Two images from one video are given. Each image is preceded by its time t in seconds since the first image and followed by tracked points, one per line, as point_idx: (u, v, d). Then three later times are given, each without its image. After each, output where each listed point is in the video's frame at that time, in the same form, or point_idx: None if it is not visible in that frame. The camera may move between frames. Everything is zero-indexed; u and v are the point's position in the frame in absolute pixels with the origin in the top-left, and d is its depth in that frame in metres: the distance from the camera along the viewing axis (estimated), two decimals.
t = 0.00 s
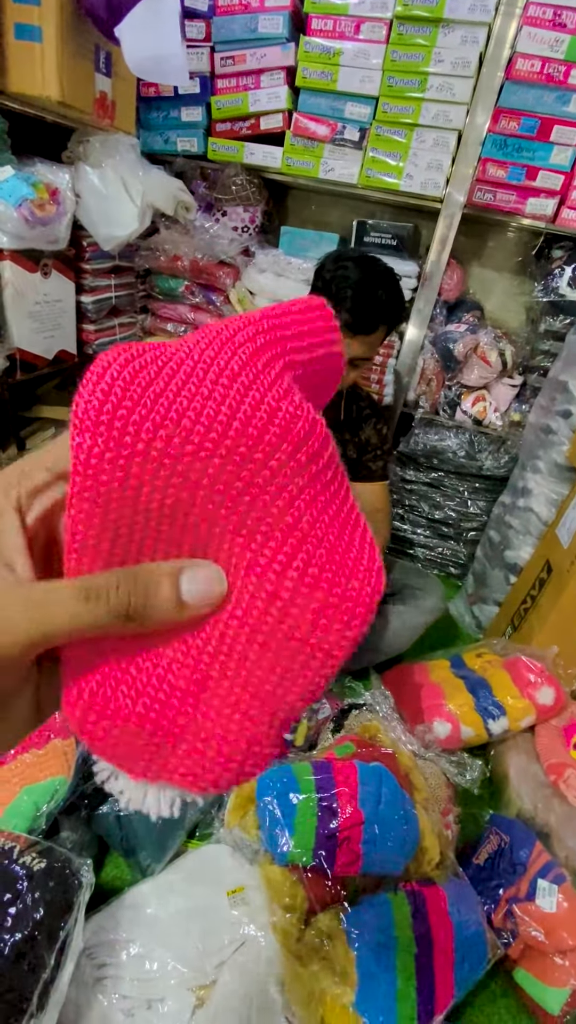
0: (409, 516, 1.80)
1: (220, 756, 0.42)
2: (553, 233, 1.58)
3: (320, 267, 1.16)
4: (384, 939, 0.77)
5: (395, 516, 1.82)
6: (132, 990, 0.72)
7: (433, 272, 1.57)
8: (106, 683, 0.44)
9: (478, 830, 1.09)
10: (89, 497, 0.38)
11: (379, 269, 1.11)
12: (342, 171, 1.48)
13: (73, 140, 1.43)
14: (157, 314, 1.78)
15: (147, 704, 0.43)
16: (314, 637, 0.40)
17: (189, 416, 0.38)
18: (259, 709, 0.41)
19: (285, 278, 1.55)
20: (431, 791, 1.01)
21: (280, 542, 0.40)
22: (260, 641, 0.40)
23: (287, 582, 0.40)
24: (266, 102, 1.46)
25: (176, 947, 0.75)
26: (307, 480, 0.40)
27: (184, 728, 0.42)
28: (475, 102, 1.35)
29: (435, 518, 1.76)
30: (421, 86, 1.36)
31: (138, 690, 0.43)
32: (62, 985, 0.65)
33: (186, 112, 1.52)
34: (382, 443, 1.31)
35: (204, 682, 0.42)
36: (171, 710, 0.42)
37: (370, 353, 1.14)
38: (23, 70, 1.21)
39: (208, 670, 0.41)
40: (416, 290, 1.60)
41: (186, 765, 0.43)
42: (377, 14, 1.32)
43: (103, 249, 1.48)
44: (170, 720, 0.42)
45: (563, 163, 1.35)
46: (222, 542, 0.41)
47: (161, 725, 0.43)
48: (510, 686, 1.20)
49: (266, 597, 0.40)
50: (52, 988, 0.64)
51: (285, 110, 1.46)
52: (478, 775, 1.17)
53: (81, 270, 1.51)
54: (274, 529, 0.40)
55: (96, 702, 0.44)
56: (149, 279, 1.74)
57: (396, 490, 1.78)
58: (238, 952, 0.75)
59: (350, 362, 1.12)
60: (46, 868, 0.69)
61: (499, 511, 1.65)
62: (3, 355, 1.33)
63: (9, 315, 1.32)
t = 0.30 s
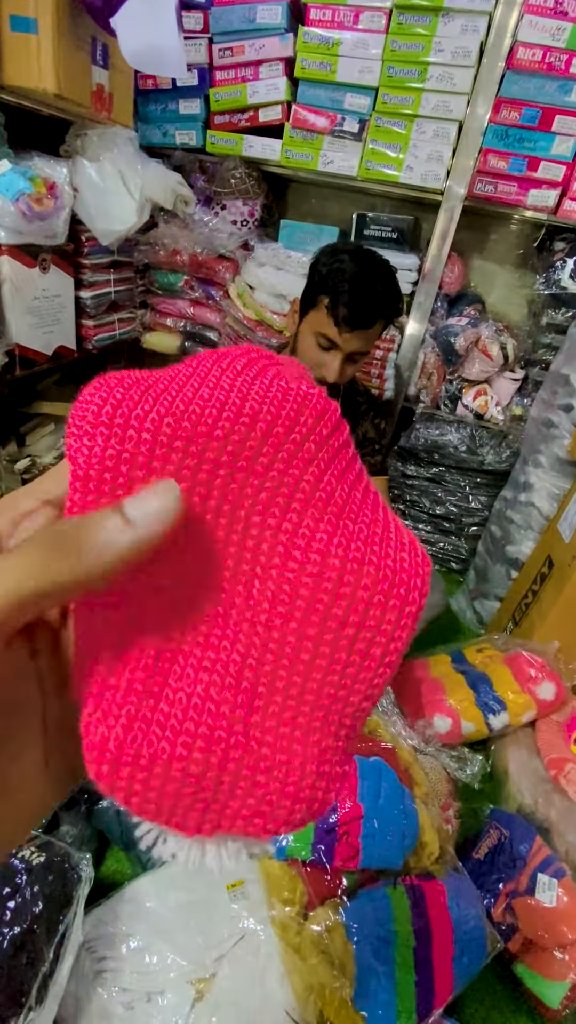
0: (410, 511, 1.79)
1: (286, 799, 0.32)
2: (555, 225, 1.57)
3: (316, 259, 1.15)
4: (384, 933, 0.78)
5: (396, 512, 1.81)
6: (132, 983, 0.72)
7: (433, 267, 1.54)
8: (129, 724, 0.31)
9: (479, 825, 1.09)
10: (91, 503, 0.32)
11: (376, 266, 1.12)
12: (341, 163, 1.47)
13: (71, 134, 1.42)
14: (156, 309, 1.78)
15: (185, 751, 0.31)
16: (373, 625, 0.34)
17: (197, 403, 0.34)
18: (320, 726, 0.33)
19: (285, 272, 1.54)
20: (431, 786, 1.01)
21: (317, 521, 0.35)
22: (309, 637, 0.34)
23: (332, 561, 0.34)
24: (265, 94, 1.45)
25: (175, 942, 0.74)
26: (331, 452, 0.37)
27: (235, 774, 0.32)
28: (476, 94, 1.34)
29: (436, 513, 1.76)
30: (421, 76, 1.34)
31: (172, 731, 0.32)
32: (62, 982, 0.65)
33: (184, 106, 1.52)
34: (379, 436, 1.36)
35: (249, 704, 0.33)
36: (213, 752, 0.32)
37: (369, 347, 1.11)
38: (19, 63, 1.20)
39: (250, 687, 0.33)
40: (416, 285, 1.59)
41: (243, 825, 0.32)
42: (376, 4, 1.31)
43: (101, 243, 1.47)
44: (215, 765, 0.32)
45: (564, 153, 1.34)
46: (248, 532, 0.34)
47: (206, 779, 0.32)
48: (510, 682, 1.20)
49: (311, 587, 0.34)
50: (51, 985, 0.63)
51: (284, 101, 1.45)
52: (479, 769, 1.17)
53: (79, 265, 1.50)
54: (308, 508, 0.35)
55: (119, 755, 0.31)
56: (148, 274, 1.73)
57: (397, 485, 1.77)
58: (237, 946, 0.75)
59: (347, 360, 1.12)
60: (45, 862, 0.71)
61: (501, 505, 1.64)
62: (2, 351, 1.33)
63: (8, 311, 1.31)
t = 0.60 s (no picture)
0: (413, 508, 1.78)
1: (283, 807, 0.31)
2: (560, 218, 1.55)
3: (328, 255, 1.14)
4: (389, 932, 0.77)
5: (399, 509, 1.80)
6: (136, 983, 0.68)
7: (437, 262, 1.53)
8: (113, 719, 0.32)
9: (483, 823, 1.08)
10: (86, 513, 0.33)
11: (391, 261, 1.10)
12: (344, 156, 1.45)
13: (71, 126, 1.40)
14: (157, 305, 1.77)
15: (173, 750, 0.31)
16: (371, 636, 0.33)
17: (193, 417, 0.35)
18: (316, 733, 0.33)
19: (287, 267, 1.52)
20: (435, 784, 1.01)
21: (318, 532, 0.34)
22: (308, 649, 0.33)
23: (334, 572, 0.33)
24: (266, 85, 1.43)
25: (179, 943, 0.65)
26: (329, 467, 0.37)
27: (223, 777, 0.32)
28: (480, 84, 1.32)
29: (439, 509, 1.75)
30: (425, 67, 1.32)
31: (164, 729, 0.32)
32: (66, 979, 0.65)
33: (184, 98, 1.50)
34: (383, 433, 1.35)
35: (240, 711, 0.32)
36: (205, 756, 0.31)
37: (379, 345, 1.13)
38: (18, 55, 1.19)
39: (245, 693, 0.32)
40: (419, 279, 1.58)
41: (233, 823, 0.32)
42: None
43: (102, 238, 1.46)
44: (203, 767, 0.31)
45: (570, 145, 1.32)
46: (248, 540, 0.33)
47: (199, 782, 0.31)
48: (515, 679, 1.19)
49: (313, 594, 0.33)
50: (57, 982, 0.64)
51: (286, 93, 1.43)
52: (483, 767, 1.16)
53: (79, 260, 1.49)
54: (308, 518, 0.34)
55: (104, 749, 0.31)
56: (149, 269, 1.72)
57: (399, 482, 1.76)
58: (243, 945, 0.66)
59: (359, 358, 1.13)
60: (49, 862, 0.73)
61: (504, 502, 1.61)
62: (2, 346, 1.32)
63: (8, 306, 1.31)
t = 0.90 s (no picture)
0: (415, 505, 1.78)
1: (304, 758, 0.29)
2: (563, 215, 1.54)
3: (349, 261, 1.14)
4: (393, 931, 0.77)
5: (401, 506, 1.80)
6: (141, 982, 0.72)
7: (440, 261, 1.53)
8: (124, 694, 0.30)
9: (487, 821, 1.08)
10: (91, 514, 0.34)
11: (411, 271, 1.10)
12: (346, 152, 1.45)
13: (72, 124, 1.40)
14: (159, 303, 1.76)
15: (187, 719, 0.29)
16: (390, 594, 0.32)
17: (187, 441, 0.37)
18: (344, 699, 0.30)
19: (288, 265, 1.52)
20: (438, 782, 1.01)
21: (314, 507, 0.34)
22: (314, 610, 0.31)
23: (333, 534, 0.33)
24: (268, 82, 1.43)
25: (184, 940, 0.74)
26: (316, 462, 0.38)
27: (245, 747, 0.29)
28: (483, 80, 1.31)
29: (442, 507, 1.74)
30: (428, 62, 1.31)
31: (170, 698, 0.29)
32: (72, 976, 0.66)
33: (186, 95, 1.49)
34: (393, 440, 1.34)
35: (257, 676, 0.30)
36: (216, 720, 0.29)
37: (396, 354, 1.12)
38: (19, 53, 1.18)
39: (262, 656, 0.30)
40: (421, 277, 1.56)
41: (260, 803, 0.29)
42: None
43: (103, 236, 1.46)
44: (221, 736, 0.29)
45: (573, 141, 1.31)
46: (247, 513, 0.33)
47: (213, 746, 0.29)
48: (518, 678, 1.19)
49: (314, 556, 0.32)
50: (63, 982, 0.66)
51: (287, 90, 1.42)
52: (486, 766, 1.16)
53: (81, 259, 1.48)
54: (302, 495, 0.34)
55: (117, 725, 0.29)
56: (150, 267, 1.71)
57: (401, 479, 1.75)
58: (246, 943, 0.75)
59: (375, 364, 1.11)
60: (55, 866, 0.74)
61: (507, 500, 1.61)
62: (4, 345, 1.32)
63: (9, 304, 1.30)
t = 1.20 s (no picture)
0: (416, 504, 1.77)
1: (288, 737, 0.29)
2: (566, 211, 1.53)
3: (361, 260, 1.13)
4: (396, 930, 0.77)
5: (403, 504, 1.79)
6: (144, 980, 0.72)
7: (441, 258, 1.52)
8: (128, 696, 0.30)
9: (489, 820, 1.08)
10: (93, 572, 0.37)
11: (426, 273, 1.09)
12: (347, 149, 1.44)
13: (72, 121, 1.39)
14: (160, 301, 1.76)
15: (179, 699, 0.29)
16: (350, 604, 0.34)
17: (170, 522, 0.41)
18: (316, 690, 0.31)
19: (290, 262, 1.51)
20: (441, 781, 1.01)
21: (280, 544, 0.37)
22: (287, 609, 0.32)
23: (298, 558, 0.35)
24: (269, 79, 1.42)
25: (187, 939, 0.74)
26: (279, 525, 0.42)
27: (234, 716, 0.29)
28: (485, 77, 1.30)
29: (444, 505, 1.74)
30: (430, 59, 1.31)
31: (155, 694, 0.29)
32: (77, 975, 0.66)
33: (186, 92, 1.49)
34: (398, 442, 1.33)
35: (244, 658, 0.30)
36: (200, 706, 0.29)
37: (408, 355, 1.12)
38: (19, 49, 1.18)
39: (240, 653, 0.30)
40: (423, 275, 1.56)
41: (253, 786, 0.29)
42: None
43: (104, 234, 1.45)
44: (211, 709, 0.29)
45: None
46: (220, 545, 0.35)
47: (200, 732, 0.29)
48: (521, 676, 1.19)
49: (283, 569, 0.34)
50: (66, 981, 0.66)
51: (288, 86, 1.42)
52: (489, 764, 1.16)
53: (82, 257, 1.48)
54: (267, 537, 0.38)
55: (117, 729, 0.29)
56: (151, 266, 1.71)
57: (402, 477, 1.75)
58: (249, 942, 0.75)
59: (388, 364, 1.10)
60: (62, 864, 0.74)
61: (509, 497, 1.61)
62: (5, 343, 1.32)
63: (10, 302, 1.30)
